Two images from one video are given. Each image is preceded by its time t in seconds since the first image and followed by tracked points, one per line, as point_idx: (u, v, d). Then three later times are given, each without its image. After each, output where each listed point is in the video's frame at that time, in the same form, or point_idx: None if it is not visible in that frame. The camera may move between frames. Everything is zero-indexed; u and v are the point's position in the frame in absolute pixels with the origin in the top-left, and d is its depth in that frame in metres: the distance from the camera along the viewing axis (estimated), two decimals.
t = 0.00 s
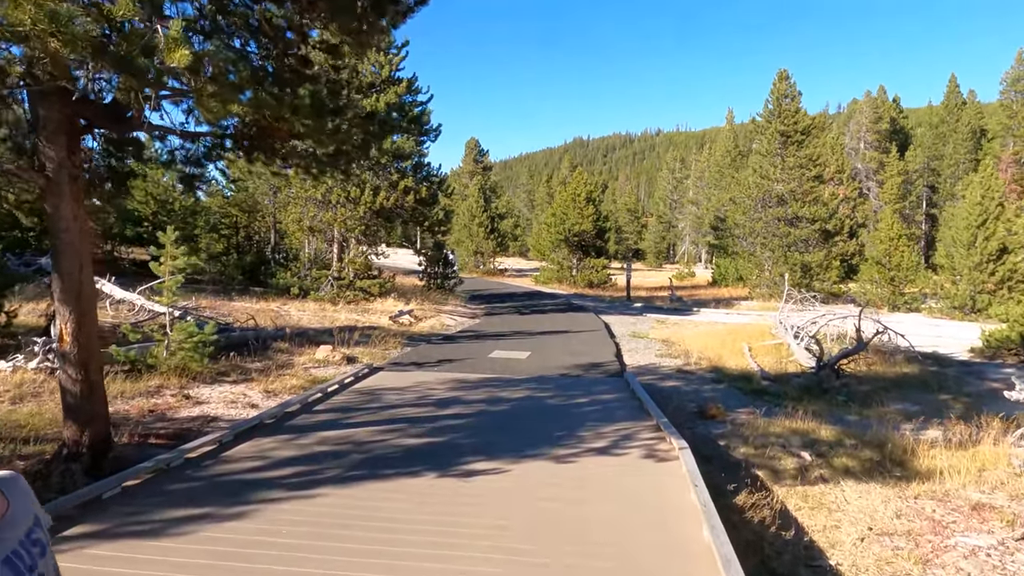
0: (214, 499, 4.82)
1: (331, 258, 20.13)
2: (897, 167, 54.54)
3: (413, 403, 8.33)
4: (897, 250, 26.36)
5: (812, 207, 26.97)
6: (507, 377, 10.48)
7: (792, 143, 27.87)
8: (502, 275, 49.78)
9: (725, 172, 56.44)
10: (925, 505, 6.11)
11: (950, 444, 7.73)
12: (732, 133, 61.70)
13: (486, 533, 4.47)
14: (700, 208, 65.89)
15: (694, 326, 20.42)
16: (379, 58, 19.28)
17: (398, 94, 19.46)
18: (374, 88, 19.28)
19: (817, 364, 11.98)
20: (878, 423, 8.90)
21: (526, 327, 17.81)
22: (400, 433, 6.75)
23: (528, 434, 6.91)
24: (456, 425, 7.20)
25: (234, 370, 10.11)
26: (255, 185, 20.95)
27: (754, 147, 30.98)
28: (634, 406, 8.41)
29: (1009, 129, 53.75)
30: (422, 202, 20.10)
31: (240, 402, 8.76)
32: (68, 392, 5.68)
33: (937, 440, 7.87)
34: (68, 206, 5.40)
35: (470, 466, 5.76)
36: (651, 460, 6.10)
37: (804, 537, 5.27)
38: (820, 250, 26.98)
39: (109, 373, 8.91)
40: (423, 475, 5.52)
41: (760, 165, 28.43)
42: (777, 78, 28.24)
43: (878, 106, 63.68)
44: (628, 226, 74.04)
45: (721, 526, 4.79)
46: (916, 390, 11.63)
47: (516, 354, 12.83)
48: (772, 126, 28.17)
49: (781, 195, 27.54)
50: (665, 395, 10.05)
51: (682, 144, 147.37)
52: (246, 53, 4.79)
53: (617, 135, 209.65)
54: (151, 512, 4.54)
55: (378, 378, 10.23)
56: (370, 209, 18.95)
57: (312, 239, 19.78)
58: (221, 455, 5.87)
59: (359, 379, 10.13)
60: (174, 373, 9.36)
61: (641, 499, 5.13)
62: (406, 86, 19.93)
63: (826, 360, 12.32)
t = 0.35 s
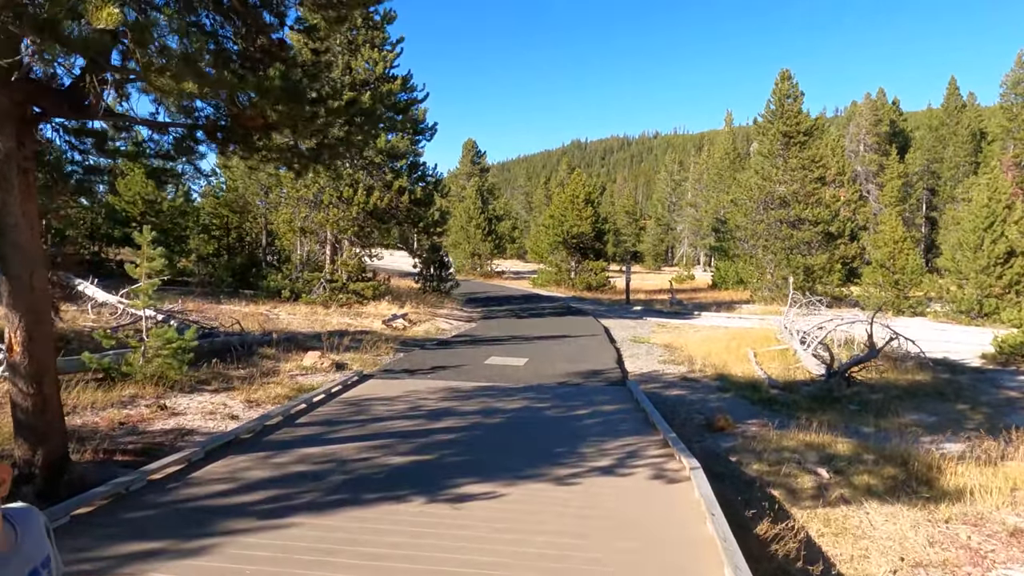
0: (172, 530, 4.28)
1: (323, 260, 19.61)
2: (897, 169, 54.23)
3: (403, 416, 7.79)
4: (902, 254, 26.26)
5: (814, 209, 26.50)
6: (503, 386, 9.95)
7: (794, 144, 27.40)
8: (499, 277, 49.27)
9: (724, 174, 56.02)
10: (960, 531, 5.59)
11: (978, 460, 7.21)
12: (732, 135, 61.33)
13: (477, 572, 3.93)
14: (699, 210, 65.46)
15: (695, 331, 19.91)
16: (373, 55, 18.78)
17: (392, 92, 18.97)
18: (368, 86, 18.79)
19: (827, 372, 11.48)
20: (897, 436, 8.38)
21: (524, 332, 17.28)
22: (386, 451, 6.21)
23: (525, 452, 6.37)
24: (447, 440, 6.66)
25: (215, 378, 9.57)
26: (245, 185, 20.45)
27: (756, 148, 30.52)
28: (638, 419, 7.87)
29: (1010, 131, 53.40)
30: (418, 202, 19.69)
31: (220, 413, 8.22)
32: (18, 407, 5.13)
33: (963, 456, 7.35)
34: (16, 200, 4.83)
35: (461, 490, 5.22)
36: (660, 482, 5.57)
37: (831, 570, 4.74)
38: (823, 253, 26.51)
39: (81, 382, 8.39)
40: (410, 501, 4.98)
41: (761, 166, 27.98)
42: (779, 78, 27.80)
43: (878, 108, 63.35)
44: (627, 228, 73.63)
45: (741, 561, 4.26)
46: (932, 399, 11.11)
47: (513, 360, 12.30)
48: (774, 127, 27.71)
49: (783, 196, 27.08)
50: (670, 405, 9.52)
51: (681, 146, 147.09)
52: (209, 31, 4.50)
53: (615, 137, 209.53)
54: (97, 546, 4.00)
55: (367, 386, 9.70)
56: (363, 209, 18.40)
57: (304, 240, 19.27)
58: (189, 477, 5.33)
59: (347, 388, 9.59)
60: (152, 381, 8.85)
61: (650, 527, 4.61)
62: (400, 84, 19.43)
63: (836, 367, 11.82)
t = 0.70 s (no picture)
0: (107, 564, 3.71)
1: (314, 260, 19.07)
2: (896, 172, 53.93)
3: (385, 426, 7.22)
4: (904, 257, 25.73)
5: (816, 211, 26.03)
6: (495, 393, 9.39)
7: (794, 145, 26.95)
8: (495, 279, 48.75)
9: (721, 176, 55.68)
10: (994, 557, 5.06)
11: (1004, 476, 6.70)
12: (730, 137, 61.01)
13: None
14: (696, 213, 65.10)
15: (695, 335, 19.41)
16: (364, 50, 18.23)
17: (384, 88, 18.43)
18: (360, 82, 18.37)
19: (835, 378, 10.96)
20: (913, 449, 7.87)
21: (519, 335, 16.75)
22: (363, 467, 5.64)
23: (515, 467, 5.83)
24: (432, 455, 6.12)
25: (189, 384, 9.01)
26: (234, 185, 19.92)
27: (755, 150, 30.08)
28: (639, 429, 7.34)
29: (1008, 135, 53.18)
30: (411, 201, 19.09)
31: (189, 422, 7.66)
32: None
33: (988, 472, 6.83)
34: None
35: (443, 513, 4.66)
36: (664, 503, 5.02)
37: None
38: (823, 255, 26.07)
39: (43, 388, 7.83)
40: (385, 526, 4.42)
41: (761, 167, 27.53)
42: (780, 78, 27.35)
43: (876, 112, 63.10)
44: (624, 230, 73.16)
45: None
46: (945, 407, 10.62)
47: (506, 365, 11.75)
48: (774, 127, 27.27)
49: (784, 198, 26.65)
50: (672, 414, 8.97)
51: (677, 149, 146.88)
52: None
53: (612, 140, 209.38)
54: None
55: (350, 393, 9.13)
56: (353, 208, 17.78)
57: (292, 239, 18.70)
58: (138, 497, 4.75)
59: (329, 395, 9.04)
60: (120, 387, 8.30)
61: (655, 557, 4.08)
62: (393, 80, 18.87)
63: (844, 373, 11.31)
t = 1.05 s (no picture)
0: None
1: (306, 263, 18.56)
2: (898, 176, 53.54)
3: (369, 442, 6.67)
4: (910, 260, 24.83)
5: (821, 214, 25.42)
6: (490, 404, 8.84)
7: (798, 147, 26.46)
8: (494, 283, 48.18)
9: (721, 180, 55.20)
10: None
11: None
12: (730, 141, 60.64)
13: None
14: (696, 217, 64.67)
15: (698, 340, 18.87)
16: (358, 47, 17.66)
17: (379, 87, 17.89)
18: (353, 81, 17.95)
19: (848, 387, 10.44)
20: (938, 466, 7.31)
21: (517, 341, 16.21)
22: (340, 492, 5.09)
23: (509, 492, 5.28)
24: (417, 476, 5.57)
25: (164, 395, 8.48)
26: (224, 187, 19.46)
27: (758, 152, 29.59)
28: (643, 446, 6.79)
29: (1011, 138, 52.73)
30: (406, 203, 18.48)
31: (159, 438, 7.11)
32: None
33: None
34: None
35: (426, 549, 4.11)
36: (675, 535, 4.47)
37: None
38: (828, 259, 25.53)
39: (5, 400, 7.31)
40: (358, 565, 3.87)
41: (764, 169, 27.04)
42: (783, 79, 26.87)
43: (876, 115, 62.73)
44: (623, 234, 72.59)
45: None
46: (965, 418, 10.07)
47: (503, 373, 11.21)
48: (777, 128, 26.79)
49: (787, 201, 26.14)
50: (678, 428, 8.43)
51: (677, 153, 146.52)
52: None
53: (612, 144, 209.03)
54: None
55: (336, 405, 8.58)
56: (346, 210, 17.16)
57: (284, 241, 18.13)
58: (81, 530, 4.20)
59: (312, 407, 8.49)
60: (91, 398, 7.80)
61: None
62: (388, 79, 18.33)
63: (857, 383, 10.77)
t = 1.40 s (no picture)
0: None
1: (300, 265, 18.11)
2: (903, 176, 53.00)
3: (353, 459, 6.19)
4: (918, 261, 24.17)
5: (828, 213, 24.87)
6: (486, 414, 8.37)
7: (804, 145, 25.94)
8: (495, 285, 47.71)
9: (724, 180, 54.67)
10: None
11: None
12: (733, 142, 60.14)
13: None
14: (699, 218, 64.19)
15: (703, 344, 18.33)
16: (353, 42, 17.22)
17: (375, 84, 17.42)
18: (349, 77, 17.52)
19: (863, 395, 9.94)
20: (967, 486, 6.79)
21: (517, 345, 15.70)
22: (316, 518, 4.60)
23: (501, 519, 4.77)
24: (401, 500, 5.07)
25: (140, 406, 8.01)
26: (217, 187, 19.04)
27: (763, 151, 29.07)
28: (649, 463, 6.29)
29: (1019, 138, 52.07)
30: (403, 203, 18.03)
31: (130, 453, 6.64)
32: None
33: None
34: None
35: None
36: (686, 571, 3.97)
37: None
38: (835, 260, 24.98)
39: None
40: None
41: (769, 169, 26.53)
42: (788, 76, 26.36)
43: (881, 114, 62.16)
44: (625, 236, 72.16)
45: None
46: (989, 429, 9.53)
47: (501, 380, 10.73)
48: (782, 127, 26.28)
49: (793, 201, 25.62)
50: (685, 440, 7.94)
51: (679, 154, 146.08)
52: None
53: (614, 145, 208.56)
54: None
55: (322, 416, 8.11)
56: (341, 211, 16.69)
57: (278, 242, 17.63)
58: (15, 566, 3.72)
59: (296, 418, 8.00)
60: (60, 408, 7.34)
61: None
62: (383, 76, 17.86)
63: (872, 390, 10.23)
